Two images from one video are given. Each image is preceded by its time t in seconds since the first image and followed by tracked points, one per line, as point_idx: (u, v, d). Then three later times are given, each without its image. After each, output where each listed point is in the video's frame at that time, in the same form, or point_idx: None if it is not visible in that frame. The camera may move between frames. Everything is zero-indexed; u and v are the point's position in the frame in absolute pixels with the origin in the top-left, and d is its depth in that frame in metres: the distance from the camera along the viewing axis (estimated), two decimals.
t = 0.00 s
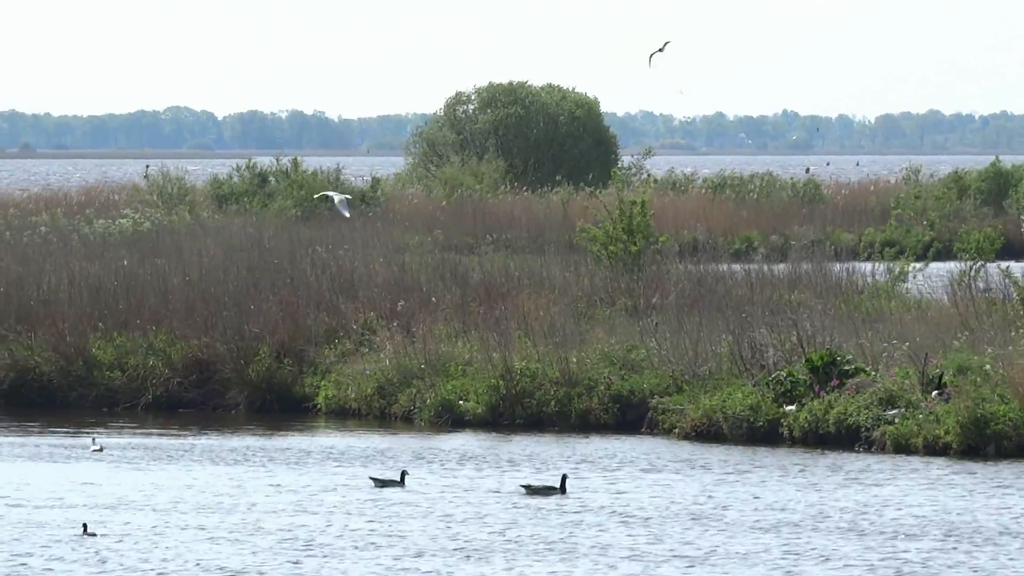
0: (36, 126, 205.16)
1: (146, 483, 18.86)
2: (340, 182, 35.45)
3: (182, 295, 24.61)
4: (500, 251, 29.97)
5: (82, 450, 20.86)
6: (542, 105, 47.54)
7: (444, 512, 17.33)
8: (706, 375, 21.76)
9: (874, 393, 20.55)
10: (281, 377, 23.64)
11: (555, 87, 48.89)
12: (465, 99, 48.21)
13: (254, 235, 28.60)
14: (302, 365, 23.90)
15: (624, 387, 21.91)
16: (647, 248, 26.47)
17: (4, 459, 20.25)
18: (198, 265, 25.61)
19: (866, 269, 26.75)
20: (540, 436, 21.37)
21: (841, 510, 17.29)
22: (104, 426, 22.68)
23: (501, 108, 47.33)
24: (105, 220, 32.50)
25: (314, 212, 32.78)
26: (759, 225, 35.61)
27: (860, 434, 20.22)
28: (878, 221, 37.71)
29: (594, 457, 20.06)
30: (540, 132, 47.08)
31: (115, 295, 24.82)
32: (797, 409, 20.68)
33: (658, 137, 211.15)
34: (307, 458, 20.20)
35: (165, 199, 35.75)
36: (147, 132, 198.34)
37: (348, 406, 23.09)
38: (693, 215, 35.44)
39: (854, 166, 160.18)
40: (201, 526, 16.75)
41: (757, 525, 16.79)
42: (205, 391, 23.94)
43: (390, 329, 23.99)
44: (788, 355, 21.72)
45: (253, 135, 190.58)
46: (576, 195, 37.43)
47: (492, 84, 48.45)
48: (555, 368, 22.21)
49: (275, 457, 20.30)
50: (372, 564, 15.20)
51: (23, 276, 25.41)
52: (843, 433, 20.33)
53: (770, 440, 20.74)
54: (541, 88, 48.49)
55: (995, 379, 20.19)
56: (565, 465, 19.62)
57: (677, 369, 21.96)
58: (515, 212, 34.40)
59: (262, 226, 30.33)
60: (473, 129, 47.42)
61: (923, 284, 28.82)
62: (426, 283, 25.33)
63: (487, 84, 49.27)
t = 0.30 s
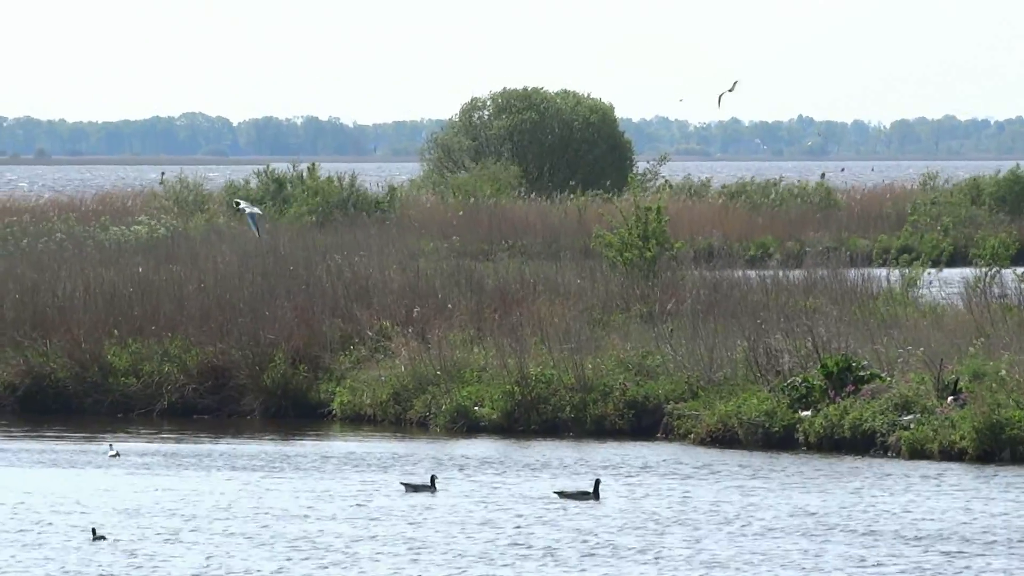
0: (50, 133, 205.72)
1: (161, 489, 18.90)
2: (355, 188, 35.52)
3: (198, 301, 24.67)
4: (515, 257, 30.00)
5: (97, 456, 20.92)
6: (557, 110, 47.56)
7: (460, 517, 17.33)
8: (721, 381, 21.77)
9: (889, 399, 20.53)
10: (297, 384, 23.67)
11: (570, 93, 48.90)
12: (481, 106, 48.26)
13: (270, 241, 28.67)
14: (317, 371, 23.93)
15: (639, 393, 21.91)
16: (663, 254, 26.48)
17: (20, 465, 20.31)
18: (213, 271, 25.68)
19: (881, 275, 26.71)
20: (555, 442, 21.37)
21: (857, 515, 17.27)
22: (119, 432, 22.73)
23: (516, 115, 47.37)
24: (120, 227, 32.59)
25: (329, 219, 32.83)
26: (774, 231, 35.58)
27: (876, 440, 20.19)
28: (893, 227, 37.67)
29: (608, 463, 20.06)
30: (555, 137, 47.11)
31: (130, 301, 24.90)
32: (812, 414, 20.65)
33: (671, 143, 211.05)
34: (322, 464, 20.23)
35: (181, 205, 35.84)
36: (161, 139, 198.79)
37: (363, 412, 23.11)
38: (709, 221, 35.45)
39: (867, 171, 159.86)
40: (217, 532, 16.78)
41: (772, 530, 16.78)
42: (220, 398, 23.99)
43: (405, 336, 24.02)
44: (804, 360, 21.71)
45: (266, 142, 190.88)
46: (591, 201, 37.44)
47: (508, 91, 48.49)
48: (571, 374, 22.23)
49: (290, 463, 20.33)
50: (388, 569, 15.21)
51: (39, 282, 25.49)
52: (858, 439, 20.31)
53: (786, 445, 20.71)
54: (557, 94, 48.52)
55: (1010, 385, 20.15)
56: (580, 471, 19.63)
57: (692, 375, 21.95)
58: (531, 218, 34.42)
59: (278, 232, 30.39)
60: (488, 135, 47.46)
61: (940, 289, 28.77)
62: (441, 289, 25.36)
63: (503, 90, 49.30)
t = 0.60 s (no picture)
0: (63, 133, 206.11)
1: (172, 488, 18.93)
2: (368, 188, 35.54)
3: (210, 301, 24.71)
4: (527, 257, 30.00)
5: (110, 455, 20.94)
6: (570, 110, 47.55)
7: (472, 517, 17.33)
8: (734, 380, 21.76)
9: (901, 398, 20.51)
10: (309, 383, 23.69)
11: (583, 93, 48.90)
12: (494, 106, 48.27)
13: (282, 240, 28.72)
14: (329, 370, 23.94)
15: (651, 392, 21.91)
16: (675, 254, 26.48)
17: (32, 465, 20.34)
18: (226, 271, 25.74)
19: (894, 274, 26.67)
20: (566, 441, 21.37)
21: (871, 515, 17.24)
22: (131, 431, 22.77)
23: (529, 114, 47.38)
24: (133, 226, 32.63)
25: (341, 219, 32.85)
26: (787, 231, 35.54)
27: (888, 439, 20.17)
28: (906, 226, 37.63)
29: (620, 462, 20.06)
30: (568, 137, 47.11)
31: (142, 300, 24.97)
32: (824, 413, 20.63)
33: (684, 143, 210.88)
34: (333, 463, 20.24)
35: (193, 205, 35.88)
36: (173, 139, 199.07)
37: (375, 411, 23.12)
38: (722, 221, 35.43)
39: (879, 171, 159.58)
40: (229, 531, 16.79)
41: (786, 530, 16.75)
42: (232, 397, 24.00)
43: (417, 335, 24.04)
44: (816, 360, 21.70)
45: (279, 142, 191.02)
46: (603, 200, 37.43)
47: (521, 91, 48.50)
48: (583, 373, 22.23)
49: (301, 462, 20.35)
50: (401, 569, 15.20)
51: (51, 282, 25.57)
52: (870, 438, 20.29)
53: (797, 445, 20.70)
54: (570, 94, 48.51)
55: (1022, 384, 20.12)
56: (591, 470, 19.62)
57: (704, 374, 21.95)
58: (544, 218, 34.42)
59: (290, 232, 30.42)
60: (501, 135, 47.48)
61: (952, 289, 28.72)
62: (453, 289, 25.39)
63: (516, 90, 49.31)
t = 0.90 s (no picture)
0: (70, 134, 206.36)
1: (183, 489, 18.95)
2: (377, 189, 35.58)
3: (220, 302, 24.76)
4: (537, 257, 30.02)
5: (120, 456, 20.97)
6: (579, 110, 47.56)
7: (483, 518, 17.33)
8: (744, 380, 21.76)
9: (911, 398, 20.50)
10: (319, 383, 23.70)
11: (592, 93, 48.90)
12: (503, 106, 48.29)
13: (291, 241, 28.75)
14: (339, 370, 23.95)
15: (661, 393, 21.91)
16: (685, 255, 26.51)
17: (43, 465, 20.36)
18: (235, 272, 25.78)
19: (904, 275, 26.65)
20: (576, 442, 21.38)
21: (883, 516, 17.22)
22: (141, 432, 22.79)
23: (538, 115, 47.39)
24: (142, 226, 32.68)
25: (351, 219, 32.89)
26: (796, 231, 35.52)
27: (898, 440, 20.17)
28: (915, 227, 37.61)
29: (629, 462, 20.07)
30: (577, 138, 47.12)
31: (152, 300, 25.04)
32: (834, 414, 20.64)
33: (691, 144, 210.79)
34: (343, 464, 20.26)
35: (203, 206, 35.93)
36: (181, 140, 199.29)
37: (385, 412, 23.14)
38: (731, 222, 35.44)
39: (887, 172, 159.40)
40: (239, 532, 16.78)
41: (797, 531, 16.73)
42: (241, 397, 24.01)
43: (427, 335, 24.05)
44: (826, 360, 21.71)
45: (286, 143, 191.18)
46: (612, 201, 37.43)
47: (530, 91, 48.52)
48: (593, 374, 22.25)
49: (312, 463, 20.36)
50: (411, 571, 15.20)
51: (61, 282, 25.63)
52: (880, 438, 20.29)
53: (807, 445, 20.70)
54: (579, 95, 48.53)
55: None
56: (601, 471, 19.63)
57: (714, 374, 21.95)
58: (553, 218, 34.43)
59: (300, 232, 30.48)
60: (510, 136, 47.50)
61: (962, 289, 28.70)
62: (463, 289, 25.42)
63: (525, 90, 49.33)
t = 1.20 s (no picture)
0: (80, 133, 206.64)
1: (195, 488, 19.00)
2: (388, 188, 35.59)
3: (231, 301, 24.80)
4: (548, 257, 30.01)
5: (132, 456, 21.02)
6: (590, 109, 47.53)
7: (495, 518, 17.33)
8: (755, 380, 21.76)
9: (922, 397, 20.46)
10: (330, 383, 23.73)
11: (603, 92, 48.87)
12: (514, 105, 48.28)
13: (303, 240, 28.79)
14: (350, 370, 23.97)
15: (672, 392, 21.91)
16: (696, 255, 26.51)
17: (54, 465, 20.39)
18: (246, 272, 25.83)
19: (915, 275, 26.61)
20: (587, 441, 21.40)
21: (895, 515, 17.20)
22: (153, 432, 22.85)
23: (549, 114, 47.38)
24: (153, 226, 32.71)
25: (361, 219, 32.91)
26: (807, 231, 35.48)
27: (909, 439, 20.16)
28: (927, 226, 37.55)
29: (640, 462, 20.08)
30: (588, 137, 47.11)
31: (163, 300, 25.09)
32: (845, 413, 20.64)
33: (701, 142, 210.62)
34: (354, 463, 20.30)
35: (214, 205, 35.96)
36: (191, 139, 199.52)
37: (396, 411, 23.16)
38: (742, 221, 35.41)
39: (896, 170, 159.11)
40: (250, 532, 16.81)
41: (810, 531, 16.71)
42: (253, 397, 24.05)
43: (437, 335, 24.06)
44: (837, 359, 21.71)
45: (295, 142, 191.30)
46: (623, 200, 37.40)
47: (541, 90, 48.50)
48: (604, 373, 22.25)
49: (323, 463, 20.40)
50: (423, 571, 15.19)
51: (72, 282, 25.71)
52: (891, 438, 20.28)
53: (818, 444, 20.70)
54: (590, 94, 48.47)
55: None
56: (612, 470, 19.65)
57: (725, 374, 21.94)
58: (563, 218, 34.42)
59: (311, 231, 30.51)
60: (521, 134, 47.49)
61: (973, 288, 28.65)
62: (474, 288, 25.43)
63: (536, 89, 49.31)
